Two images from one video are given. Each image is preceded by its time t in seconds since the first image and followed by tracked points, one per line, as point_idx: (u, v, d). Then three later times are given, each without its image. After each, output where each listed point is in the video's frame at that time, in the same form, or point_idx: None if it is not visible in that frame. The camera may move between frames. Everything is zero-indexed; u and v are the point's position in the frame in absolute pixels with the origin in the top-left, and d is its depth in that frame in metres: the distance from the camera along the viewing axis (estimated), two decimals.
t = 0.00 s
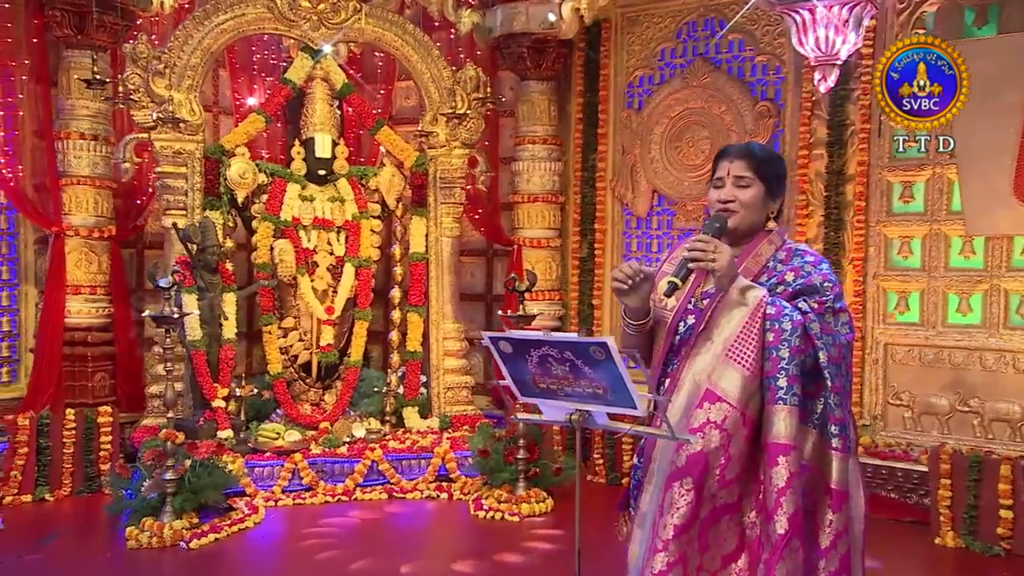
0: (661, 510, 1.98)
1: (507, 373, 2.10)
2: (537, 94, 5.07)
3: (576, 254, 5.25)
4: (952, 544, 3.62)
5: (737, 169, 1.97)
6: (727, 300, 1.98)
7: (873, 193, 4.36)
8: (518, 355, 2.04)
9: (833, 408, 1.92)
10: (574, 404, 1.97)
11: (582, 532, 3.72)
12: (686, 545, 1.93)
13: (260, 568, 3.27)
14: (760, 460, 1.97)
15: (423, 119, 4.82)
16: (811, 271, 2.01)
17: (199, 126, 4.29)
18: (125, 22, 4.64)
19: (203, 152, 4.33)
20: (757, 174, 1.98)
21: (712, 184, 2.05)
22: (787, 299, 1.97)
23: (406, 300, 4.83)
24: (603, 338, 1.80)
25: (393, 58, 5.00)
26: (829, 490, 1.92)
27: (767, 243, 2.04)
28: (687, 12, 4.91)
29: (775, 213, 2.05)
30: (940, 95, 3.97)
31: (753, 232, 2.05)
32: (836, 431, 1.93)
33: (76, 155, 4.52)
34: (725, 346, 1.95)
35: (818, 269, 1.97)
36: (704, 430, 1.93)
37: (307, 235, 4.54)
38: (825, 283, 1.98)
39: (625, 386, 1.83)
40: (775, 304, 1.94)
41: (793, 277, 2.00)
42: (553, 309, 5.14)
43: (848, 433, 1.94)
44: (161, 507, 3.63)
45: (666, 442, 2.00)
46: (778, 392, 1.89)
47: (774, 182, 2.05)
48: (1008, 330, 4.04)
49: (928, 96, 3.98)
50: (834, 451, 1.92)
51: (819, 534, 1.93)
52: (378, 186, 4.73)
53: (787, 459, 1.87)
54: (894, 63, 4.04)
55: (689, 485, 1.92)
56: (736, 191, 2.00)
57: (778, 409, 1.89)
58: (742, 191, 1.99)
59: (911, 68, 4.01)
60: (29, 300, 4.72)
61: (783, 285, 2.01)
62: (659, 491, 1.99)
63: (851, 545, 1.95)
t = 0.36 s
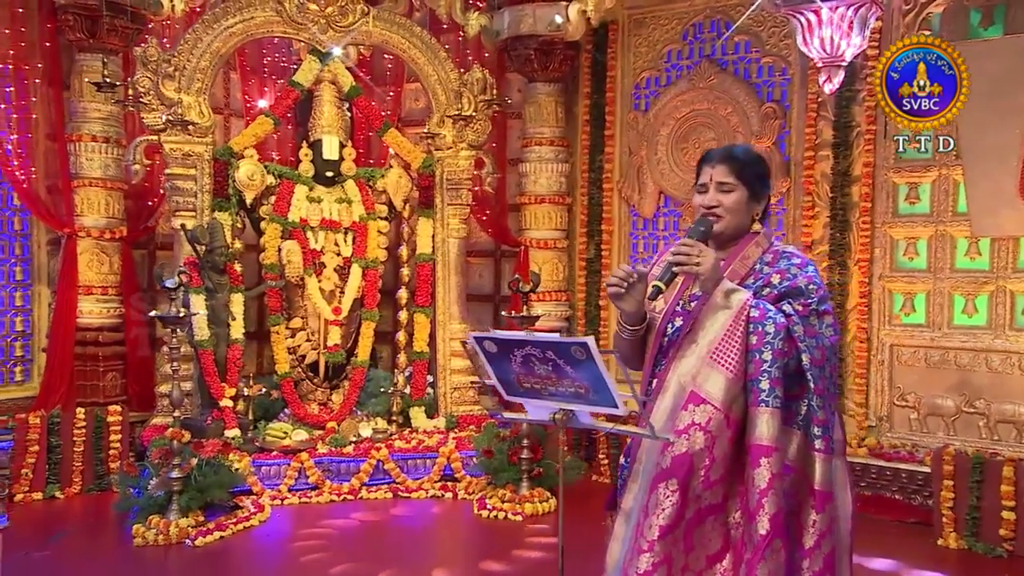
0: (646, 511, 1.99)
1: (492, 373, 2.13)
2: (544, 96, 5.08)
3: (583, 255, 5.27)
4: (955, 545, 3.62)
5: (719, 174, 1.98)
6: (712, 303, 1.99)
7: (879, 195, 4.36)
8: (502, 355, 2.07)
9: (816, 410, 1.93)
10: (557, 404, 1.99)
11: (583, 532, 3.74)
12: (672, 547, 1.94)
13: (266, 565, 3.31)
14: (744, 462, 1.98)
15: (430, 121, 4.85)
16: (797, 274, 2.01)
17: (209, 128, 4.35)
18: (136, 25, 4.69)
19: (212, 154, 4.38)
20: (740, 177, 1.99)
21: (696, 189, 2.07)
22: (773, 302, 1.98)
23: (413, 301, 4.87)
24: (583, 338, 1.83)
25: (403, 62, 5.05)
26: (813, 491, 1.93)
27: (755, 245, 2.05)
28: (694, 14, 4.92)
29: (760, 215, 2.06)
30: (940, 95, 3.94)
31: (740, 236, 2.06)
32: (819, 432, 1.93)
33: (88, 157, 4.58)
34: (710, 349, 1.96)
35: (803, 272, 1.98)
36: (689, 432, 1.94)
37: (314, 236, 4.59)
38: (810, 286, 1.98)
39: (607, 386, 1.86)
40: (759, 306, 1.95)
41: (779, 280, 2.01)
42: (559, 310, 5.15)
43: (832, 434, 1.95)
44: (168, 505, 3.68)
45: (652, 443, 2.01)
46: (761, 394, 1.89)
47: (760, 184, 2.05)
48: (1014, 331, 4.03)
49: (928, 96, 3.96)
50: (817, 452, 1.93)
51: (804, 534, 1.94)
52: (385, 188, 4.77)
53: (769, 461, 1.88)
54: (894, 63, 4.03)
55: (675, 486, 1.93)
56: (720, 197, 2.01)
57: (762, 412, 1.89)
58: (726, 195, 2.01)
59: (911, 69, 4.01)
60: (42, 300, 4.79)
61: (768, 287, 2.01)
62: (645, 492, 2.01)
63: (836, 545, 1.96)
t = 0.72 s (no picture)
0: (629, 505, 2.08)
1: (476, 371, 2.22)
2: (548, 100, 5.16)
3: (587, 256, 5.36)
4: (947, 542, 3.69)
5: (704, 176, 2.07)
6: (693, 303, 2.08)
7: (876, 197, 4.42)
8: (485, 354, 2.16)
9: (793, 408, 2.01)
10: (538, 401, 2.09)
11: (582, 528, 3.82)
12: (653, 539, 2.03)
13: (272, 559, 3.41)
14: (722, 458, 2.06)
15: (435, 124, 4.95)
16: (776, 276, 2.09)
17: (219, 132, 4.46)
18: (149, 32, 4.78)
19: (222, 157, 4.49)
20: (724, 180, 2.07)
21: (682, 190, 2.16)
22: (753, 302, 2.06)
23: (418, 301, 4.97)
24: (560, 337, 1.93)
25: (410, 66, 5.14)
26: (790, 487, 2.01)
27: (737, 247, 2.14)
28: (695, 19, 4.99)
29: (742, 218, 2.15)
30: (940, 95, 4.00)
31: (723, 238, 2.15)
32: (796, 430, 2.01)
33: (102, 161, 4.69)
34: (691, 348, 2.04)
35: (782, 273, 2.06)
36: (669, 428, 2.02)
37: (321, 237, 4.69)
38: (789, 286, 2.07)
39: (585, 383, 1.95)
40: (738, 307, 2.03)
41: (759, 281, 2.09)
42: (562, 310, 5.24)
43: (808, 432, 2.03)
44: (175, 500, 3.79)
45: (634, 440, 2.09)
46: (739, 392, 1.97)
47: (743, 188, 2.13)
48: (1010, 332, 4.09)
49: (928, 96, 4.02)
50: (794, 449, 2.01)
51: (781, 528, 2.02)
52: (391, 190, 4.87)
53: (746, 457, 1.96)
54: (894, 63, 4.09)
55: (656, 481, 2.01)
56: (703, 198, 2.09)
57: (740, 409, 1.97)
58: (709, 197, 2.09)
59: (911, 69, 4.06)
60: (58, 300, 4.91)
61: (748, 288, 2.09)
62: (627, 487, 2.09)
63: (812, 538, 2.04)
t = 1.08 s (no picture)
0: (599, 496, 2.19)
1: (451, 368, 2.35)
2: (543, 104, 5.28)
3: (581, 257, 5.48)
4: (927, 535, 3.80)
5: (679, 179, 2.19)
6: (662, 301, 2.20)
7: (861, 199, 4.53)
8: (459, 352, 2.28)
9: (757, 402, 2.13)
10: (511, 396, 2.21)
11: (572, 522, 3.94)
12: (622, 528, 2.14)
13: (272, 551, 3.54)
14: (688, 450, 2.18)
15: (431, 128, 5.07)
16: (743, 275, 2.20)
17: (220, 136, 4.59)
18: (155, 39, 4.88)
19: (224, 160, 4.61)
20: (697, 184, 2.19)
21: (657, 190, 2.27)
22: (720, 300, 2.18)
23: (415, 301, 5.10)
24: (530, 336, 2.05)
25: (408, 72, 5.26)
26: (754, 477, 2.12)
27: (705, 248, 2.25)
28: (686, 25, 5.10)
29: (712, 222, 2.27)
30: (940, 95, 4.15)
31: (692, 239, 2.26)
32: (759, 422, 2.13)
33: (108, 164, 4.79)
34: (659, 345, 2.16)
35: (748, 273, 2.18)
36: (638, 422, 2.14)
37: (320, 238, 4.82)
38: (755, 286, 2.18)
39: (554, 379, 2.08)
40: (704, 306, 2.15)
41: (726, 280, 2.20)
42: (557, 310, 5.35)
43: (772, 425, 2.14)
44: (175, 493, 3.91)
45: (606, 433, 2.21)
46: (705, 386, 2.09)
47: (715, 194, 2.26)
48: (990, 331, 4.19)
49: (928, 96, 4.17)
50: (758, 441, 2.13)
51: (746, 517, 2.14)
52: (389, 193, 5.00)
53: (710, 449, 2.08)
54: (894, 63, 4.26)
55: (625, 472, 2.13)
56: (676, 201, 2.21)
57: (705, 403, 2.09)
58: (682, 199, 2.21)
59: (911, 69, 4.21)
60: (65, 299, 5.04)
61: (716, 287, 2.20)
62: (598, 478, 2.20)
63: (775, 527, 2.16)
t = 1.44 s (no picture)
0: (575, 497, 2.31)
1: (426, 365, 2.47)
2: (534, 109, 5.39)
3: (571, 257, 5.60)
4: (903, 529, 3.91)
5: (633, 191, 2.29)
6: (628, 305, 2.32)
7: (843, 201, 4.64)
8: (432, 349, 2.41)
9: (722, 398, 2.23)
10: (482, 392, 2.33)
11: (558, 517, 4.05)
12: (597, 527, 2.26)
13: (266, 545, 3.65)
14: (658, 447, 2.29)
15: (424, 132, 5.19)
16: (705, 274, 2.32)
17: (217, 140, 4.70)
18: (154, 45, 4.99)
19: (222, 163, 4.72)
20: (652, 191, 2.30)
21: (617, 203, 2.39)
22: (685, 300, 2.29)
23: (409, 301, 5.22)
24: (497, 334, 2.17)
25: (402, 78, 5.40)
26: (722, 471, 2.23)
27: (670, 249, 2.37)
28: (674, 31, 5.21)
29: (675, 222, 2.38)
30: (940, 95, 4.23)
31: (658, 243, 2.38)
32: (725, 418, 2.24)
33: (108, 167, 4.91)
34: (627, 348, 2.29)
35: (710, 273, 2.29)
36: (610, 423, 2.26)
37: (315, 240, 4.94)
38: (718, 285, 2.29)
39: (521, 376, 2.20)
40: (668, 307, 2.26)
41: (690, 280, 2.31)
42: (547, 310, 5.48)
43: (737, 419, 2.25)
44: (171, 489, 4.02)
45: (579, 434, 2.32)
46: (670, 386, 2.20)
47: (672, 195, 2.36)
48: (967, 330, 4.30)
49: (928, 95, 4.25)
50: (725, 436, 2.23)
51: (717, 510, 2.25)
52: (382, 196, 5.12)
53: (678, 446, 2.19)
54: (894, 63, 4.32)
55: (598, 473, 2.25)
56: (635, 210, 2.33)
57: (672, 402, 2.20)
58: (641, 207, 2.32)
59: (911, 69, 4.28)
60: (67, 299, 5.16)
61: (681, 288, 2.31)
62: (574, 479, 2.32)
63: (745, 518, 2.27)
